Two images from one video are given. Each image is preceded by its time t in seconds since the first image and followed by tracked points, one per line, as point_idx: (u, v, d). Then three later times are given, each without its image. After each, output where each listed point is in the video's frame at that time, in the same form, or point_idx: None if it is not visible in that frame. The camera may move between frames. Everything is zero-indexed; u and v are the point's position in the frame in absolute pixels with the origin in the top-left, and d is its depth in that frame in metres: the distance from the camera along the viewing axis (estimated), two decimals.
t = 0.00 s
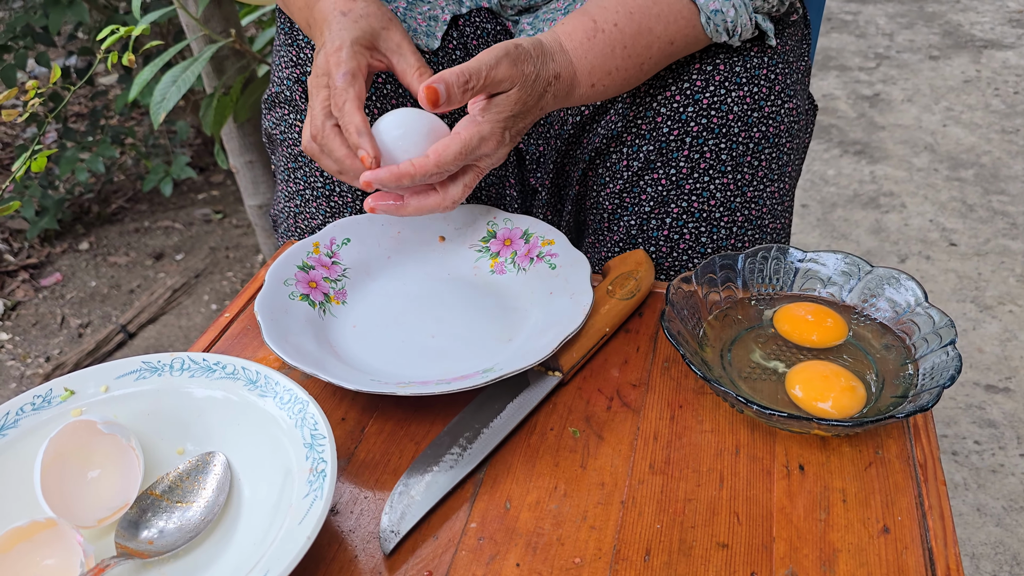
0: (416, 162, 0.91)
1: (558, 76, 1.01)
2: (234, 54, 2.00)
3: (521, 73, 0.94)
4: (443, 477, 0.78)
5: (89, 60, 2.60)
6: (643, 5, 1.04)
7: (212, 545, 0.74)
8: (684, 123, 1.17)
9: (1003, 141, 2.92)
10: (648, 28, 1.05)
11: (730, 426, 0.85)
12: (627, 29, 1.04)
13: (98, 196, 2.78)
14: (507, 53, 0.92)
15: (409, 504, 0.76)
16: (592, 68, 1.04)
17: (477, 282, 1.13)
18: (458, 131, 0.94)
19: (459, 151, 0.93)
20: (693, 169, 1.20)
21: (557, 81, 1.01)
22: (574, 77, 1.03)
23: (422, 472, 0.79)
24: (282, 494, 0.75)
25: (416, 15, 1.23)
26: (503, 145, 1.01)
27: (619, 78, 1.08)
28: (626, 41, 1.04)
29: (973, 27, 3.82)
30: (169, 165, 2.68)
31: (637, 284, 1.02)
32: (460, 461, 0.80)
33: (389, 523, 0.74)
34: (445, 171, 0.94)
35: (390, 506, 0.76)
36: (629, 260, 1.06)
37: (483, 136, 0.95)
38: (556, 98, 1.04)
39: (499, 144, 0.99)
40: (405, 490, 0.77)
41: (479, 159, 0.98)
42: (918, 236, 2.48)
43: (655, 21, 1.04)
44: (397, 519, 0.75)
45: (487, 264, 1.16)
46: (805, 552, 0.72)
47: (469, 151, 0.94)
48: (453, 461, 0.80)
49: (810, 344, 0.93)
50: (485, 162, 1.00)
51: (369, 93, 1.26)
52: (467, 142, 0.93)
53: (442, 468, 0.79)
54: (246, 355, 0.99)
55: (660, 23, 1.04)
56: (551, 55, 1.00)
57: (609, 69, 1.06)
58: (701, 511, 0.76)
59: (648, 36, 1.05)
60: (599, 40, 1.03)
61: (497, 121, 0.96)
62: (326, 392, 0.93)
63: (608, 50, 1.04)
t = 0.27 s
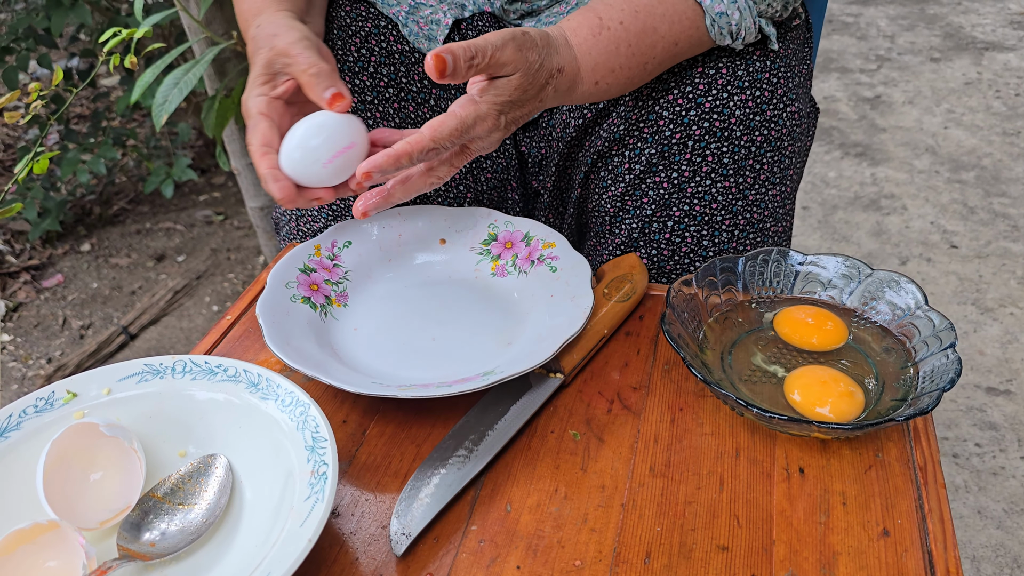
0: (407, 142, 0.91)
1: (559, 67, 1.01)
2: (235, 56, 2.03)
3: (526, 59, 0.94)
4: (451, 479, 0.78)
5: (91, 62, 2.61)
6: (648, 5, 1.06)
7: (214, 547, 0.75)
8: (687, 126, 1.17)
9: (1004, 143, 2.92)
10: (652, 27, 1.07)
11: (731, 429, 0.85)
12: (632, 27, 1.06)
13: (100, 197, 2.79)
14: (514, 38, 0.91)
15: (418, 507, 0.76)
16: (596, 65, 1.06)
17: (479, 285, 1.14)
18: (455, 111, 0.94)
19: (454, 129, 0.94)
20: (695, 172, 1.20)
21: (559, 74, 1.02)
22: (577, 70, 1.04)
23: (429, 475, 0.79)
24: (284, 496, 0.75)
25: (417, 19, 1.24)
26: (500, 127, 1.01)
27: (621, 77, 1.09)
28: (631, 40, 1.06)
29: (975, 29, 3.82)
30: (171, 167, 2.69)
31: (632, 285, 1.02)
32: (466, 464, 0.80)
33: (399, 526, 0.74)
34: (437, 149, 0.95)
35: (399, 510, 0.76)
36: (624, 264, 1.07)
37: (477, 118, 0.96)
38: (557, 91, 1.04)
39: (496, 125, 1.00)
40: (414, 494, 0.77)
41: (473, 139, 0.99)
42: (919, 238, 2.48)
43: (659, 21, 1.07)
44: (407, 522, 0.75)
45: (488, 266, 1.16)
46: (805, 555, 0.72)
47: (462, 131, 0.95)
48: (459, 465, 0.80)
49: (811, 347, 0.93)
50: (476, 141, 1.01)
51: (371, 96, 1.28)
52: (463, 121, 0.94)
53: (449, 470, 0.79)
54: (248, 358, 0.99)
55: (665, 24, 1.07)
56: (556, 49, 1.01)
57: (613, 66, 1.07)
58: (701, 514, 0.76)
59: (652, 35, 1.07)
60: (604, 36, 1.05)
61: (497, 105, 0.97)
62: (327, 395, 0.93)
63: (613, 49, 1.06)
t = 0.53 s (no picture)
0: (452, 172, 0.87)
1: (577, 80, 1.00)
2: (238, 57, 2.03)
3: (548, 80, 0.93)
4: (454, 482, 0.78)
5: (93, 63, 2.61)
6: (655, 11, 1.05)
7: (217, 547, 0.75)
8: (688, 127, 1.17)
9: (1006, 144, 2.92)
10: (661, 34, 1.05)
11: (733, 429, 0.85)
12: (641, 35, 1.05)
13: (102, 197, 2.79)
14: (533, 63, 0.91)
15: (420, 510, 0.76)
16: (608, 74, 1.04)
17: (480, 285, 1.14)
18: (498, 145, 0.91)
19: (500, 163, 0.90)
20: (697, 173, 1.21)
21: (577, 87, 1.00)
22: (591, 82, 1.03)
23: (432, 477, 0.79)
24: (286, 495, 0.75)
25: (419, 20, 1.24)
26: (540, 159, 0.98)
27: (632, 85, 1.08)
28: (640, 48, 1.05)
29: (976, 29, 3.82)
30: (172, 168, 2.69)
31: (635, 285, 1.02)
32: (469, 466, 0.80)
33: (402, 530, 0.74)
34: (484, 182, 0.91)
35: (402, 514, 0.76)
36: (626, 263, 1.07)
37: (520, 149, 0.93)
38: (577, 105, 1.03)
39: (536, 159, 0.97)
40: (417, 497, 0.77)
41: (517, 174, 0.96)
42: (920, 239, 2.48)
43: (668, 28, 1.05)
44: (410, 525, 0.74)
45: (490, 267, 1.16)
46: (808, 555, 0.72)
47: (507, 165, 0.92)
48: (461, 467, 0.80)
49: (813, 347, 0.93)
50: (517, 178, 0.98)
51: (373, 96, 1.28)
52: (509, 155, 0.91)
53: (452, 472, 0.79)
54: (250, 358, 0.99)
55: (673, 30, 1.06)
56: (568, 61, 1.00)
57: (624, 74, 1.06)
58: (703, 514, 0.76)
59: (661, 42, 1.06)
60: (615, 45, 1.03)
61: (536, 134, 0.95)
62: (329, 395, 0.93)
63: (623, 57, 1.04)
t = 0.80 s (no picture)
0: (467, 172, 0.86)
1: (580, 82, 0.99)
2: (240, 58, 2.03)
3: (550, 81, 0.93)
4: (454, 481, 0.79)
5: (95, 63, 2.61)
6: (654, 13, 1.05)
7: (217, 547, 0.75)
8: (689, 128, 1.18)
9: (1007, 145, 2.92)
10: (661, 37, 1.06)
11: (734, 430, 0.85)
12: (641, 38, 1.05)
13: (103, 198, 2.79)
14: (532, 66, 0.90)
15: (420, 510, 0.76)
16: (609, 76, 1.04)
17: (481, 286, 1.14)
18: (511, 147, 0.90)
19: (514, 166, 0.89)
20: (698, 174, 1.21)
21: (580, 87, 0.99)
22: (594, 85, 1.02)
23: (432, 478, 0.79)
24: (287, 496, 0.75)
25: (421, 21, 1.25)
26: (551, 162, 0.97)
27: (634, 87, 1.07)
28: (640, 49, 1.05)
29: (978, 30, 3.82)
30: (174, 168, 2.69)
31: (635, 285, 1.03)
32: (469, 466, 0.80)
33: (402, 530, 0.74)
34: (499, 184, 0.89)
35: (403, 514, 0.76)
36: (627, 264, 1.07)
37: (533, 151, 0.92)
38: (582, 108, 1.02)
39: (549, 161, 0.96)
40: (417, 497, 0.77)
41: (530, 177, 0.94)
42: (921, 240, 2.48)
43: (668, 30, 1.06)
44: (411, 525, 0.74)
45: (491, 267, 1.16)
46: (808, 556, 0.72)
47: (521, 167, 0.90)
48: (462, 467, 0.80)
49: (815, 348, 0.93)
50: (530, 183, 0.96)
51: (374, 97, 1.28)
52: (523, 157, 0.90)
53: (452, 472, 0.79)
54: (251, 359, 0.99)
55: (674, 32, 1.06)
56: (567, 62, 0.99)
57: (625, 76, 1.05)
58: (704, 515, 0.76)
59: (661, 44, 1.06)
60: (614, 48, 1.04)
61: (547, 135, 0.93)
62: (330, 395, 0.93)
63: (623, 59, 1.04)
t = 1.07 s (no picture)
0: (472, 165, 0.85)
1: (578, 79, 0.99)
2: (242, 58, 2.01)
3: (547, 77, 0.93)
4: (456, 481, 0.79)
5: (97, 63, 2.62)
6: (653, 13, 1.06)
7: (220, 546, 0.75)
8: (691, 129, 1.18)
9: (1008, 145, 2.92)
10: (660, 36, 1.06)
11: (736, 429, 0.85)
12: (638, 37, 1.05)
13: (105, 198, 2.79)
14: (529, 62, 0.90)
15: (423, 510, 0.76)
16: (608, 74, 1.04)
17: (484, 285, 1.14)
18: (515, 142, 0.90)
19: (518, 160, 0.89)
20: (700, 175, 1.21)
21: (579, 84, 0.99)
22: (593, 82, 1.02)
23: (435, 478, 0.79)
24: (290, 496, 0.75)
25: (424, 20, 1.25)
26: (557, 160, 0.96)
27: (634, 86, 1.07)
28: (639, 48, 1.05)
29: (979, 31, 3.82)
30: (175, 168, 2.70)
31: (637, 285, 1.03)
32: (472, 466, 0.80)
33: (405, 530, 0.74)
34: (504, 178, 0.89)
35: (405, 514, 0.76)
36: (629, 263, 1.07)
37: (539, 145, 0.91)
38: (584, 106, 1.01)
39: (554, 157, 0.94)
40: (420, 497, 0.77)
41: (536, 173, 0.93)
42: (923, 240, 2.48)
43: (667, 29, 1.06)
44: (414, 525, 0.75)
45: (493, 267, 1.16)
46: (810, 555, 0.72)
47: (526, 161, 0.90)
48: (464, 467, 0.80)
49: (817, 348, 0.93)
50: (535, 179, 0.95)
51: (376, 96, 1.28)
52: (527, 150, 0.89)
53: (455, 472, 0.80)
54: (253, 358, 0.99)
55: (673, 31, 1.07)
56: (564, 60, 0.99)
57: (624, 75, 1.05)
58: (706, 515, 0.76)
59: (660, 43, 1.06)
60: (612, 47, 1.04)
61: (549, 129, 0.93)
62: (333, 395, 0.93)
63: (622, 58, 1.04)
